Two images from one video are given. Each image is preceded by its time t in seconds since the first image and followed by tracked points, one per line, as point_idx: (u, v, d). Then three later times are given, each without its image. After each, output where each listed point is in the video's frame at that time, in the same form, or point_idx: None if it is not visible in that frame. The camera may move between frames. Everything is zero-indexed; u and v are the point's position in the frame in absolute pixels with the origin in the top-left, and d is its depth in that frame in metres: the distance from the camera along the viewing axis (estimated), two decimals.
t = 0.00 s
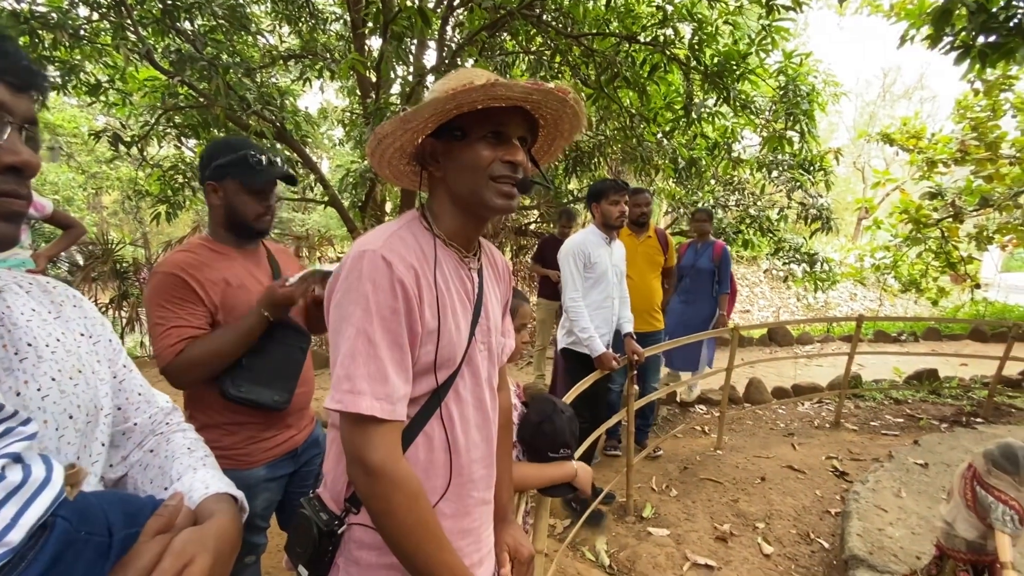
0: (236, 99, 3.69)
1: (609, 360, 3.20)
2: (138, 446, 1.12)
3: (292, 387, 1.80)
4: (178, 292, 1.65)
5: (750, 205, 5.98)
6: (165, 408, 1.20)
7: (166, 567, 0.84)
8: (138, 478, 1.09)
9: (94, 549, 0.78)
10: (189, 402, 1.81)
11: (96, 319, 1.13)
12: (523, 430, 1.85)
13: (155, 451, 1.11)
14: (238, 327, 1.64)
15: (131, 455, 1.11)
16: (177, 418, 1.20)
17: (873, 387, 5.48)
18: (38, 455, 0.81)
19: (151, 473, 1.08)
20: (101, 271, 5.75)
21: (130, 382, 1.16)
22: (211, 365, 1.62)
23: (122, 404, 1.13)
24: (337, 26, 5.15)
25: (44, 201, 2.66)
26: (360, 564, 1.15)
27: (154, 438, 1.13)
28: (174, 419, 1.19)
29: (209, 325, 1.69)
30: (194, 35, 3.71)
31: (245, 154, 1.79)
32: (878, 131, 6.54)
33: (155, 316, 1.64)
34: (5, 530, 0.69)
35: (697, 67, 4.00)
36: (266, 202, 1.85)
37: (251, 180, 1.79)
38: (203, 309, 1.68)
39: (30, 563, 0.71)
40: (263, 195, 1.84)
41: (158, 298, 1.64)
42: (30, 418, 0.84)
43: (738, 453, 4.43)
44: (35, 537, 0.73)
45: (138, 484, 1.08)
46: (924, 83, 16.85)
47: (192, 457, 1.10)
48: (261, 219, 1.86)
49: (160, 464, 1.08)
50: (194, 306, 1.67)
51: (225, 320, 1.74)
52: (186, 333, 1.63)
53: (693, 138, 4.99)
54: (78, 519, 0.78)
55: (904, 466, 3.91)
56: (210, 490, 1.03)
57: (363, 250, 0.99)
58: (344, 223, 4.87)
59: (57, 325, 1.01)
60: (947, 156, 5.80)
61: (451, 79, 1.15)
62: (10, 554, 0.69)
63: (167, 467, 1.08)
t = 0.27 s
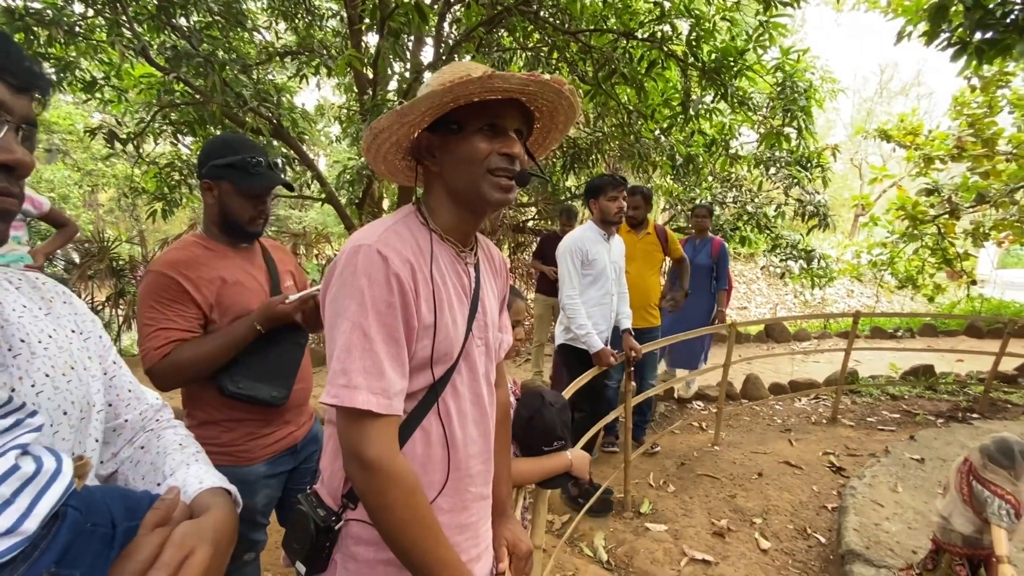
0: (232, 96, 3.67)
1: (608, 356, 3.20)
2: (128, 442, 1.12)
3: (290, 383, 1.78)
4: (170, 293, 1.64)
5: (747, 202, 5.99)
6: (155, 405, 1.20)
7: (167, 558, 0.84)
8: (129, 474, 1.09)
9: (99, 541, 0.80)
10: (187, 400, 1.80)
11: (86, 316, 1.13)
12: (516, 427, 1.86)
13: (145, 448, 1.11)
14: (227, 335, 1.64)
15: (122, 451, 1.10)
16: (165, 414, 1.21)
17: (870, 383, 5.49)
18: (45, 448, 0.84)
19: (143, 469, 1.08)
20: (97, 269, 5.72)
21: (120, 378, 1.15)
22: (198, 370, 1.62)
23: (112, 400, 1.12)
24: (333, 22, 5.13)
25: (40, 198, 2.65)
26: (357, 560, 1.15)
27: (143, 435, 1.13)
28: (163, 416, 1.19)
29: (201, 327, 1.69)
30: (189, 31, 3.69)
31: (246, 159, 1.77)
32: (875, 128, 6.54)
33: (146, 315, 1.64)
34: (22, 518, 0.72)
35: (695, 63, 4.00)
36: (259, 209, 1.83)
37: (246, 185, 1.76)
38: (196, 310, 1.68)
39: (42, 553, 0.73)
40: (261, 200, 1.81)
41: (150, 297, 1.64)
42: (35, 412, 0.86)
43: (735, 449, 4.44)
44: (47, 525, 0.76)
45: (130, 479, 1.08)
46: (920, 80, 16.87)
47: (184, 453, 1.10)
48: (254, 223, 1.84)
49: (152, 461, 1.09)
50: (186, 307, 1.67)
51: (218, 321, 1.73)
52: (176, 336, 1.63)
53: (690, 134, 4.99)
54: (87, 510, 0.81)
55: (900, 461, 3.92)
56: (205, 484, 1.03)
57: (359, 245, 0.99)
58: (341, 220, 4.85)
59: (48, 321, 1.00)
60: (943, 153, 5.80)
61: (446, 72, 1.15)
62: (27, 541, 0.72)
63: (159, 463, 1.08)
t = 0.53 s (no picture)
0: (229, 95, 3.66)
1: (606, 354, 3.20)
2: (117, 442, 1.11)
3: (289, 382, 1.77)
4: (166, 295, 1.64)
5: (746, 200, 5.99)
6: (143, 405, 1.20)
7: (171, 553, 0.87)
8: (119, 474, 1.07)
9: (107, 536, 0.84)
10: (185, 400, 1.79)
11: (72, 317, 1.13)
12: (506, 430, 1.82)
13: (133, 448, 1.10)
14: (226, 334, 1.63)
15: (111, 452, 1.09)
16: (153, 414, 1.20)
17: (868, 381, 5.50)
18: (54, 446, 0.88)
19: (134, 469, 1.07)
20: (94, 269, 5.70)
21: (107, 379, 1.15)
22: (197, 372, 1.62)
23: (101, 400, 1.12)
24: (330, 20, 5.11)
25: (36, 196, 2.65)
26: (355, 561, 1.15)
27: (131, 435, 1.12)
28: (151, 416, 1.18)
29: (199, 328, 1.69)
30: (186, 29, 3.67)
31: (241, 157, 1.76)
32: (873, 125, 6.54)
33: (143, 317, 1.64)
34: (41, 512, 0.76)
35: (693, 61, 3.99)
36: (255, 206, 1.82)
37: (240, 182, 1.76)
38: (193, 310, 1.68)
39: (58, 547, 0.77)
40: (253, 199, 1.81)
41: (146, 299, 1.64)
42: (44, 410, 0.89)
43: (734, 447, 4.45)
44: (61, 521, 0.80)
45: (120, 479, 1.07)
46: (918, 78, 16.89)
47: (177, 452, 1.10)
48: (249, 221, 1.83)
49: (143, 460, 1.08)
50: (183, 308, 1.66)
51: (215, 320, 1.73)
52: (174, 338, 1.62)
53: (689, 133, 4.99)
54: (96, 505, 0.86)
55: (898, 459, 3.93)
56: (201, 482, 1.02)
57: (356, 244, 0.98)
58: (339, 219, 4.84)
59: (35, 322, 1.00)
60: (941, 151, 5.81)
61: (445, 69, 1.14)
62: (44, 536, 0.76)
63: (151, 462, 1.07)
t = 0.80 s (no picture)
0: (230, 94, 3.66)
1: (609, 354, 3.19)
2: (115, 442, 1.10)
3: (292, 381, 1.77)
4: (170, 294, 1.63)
5: (747, 199, 5.98)
6: (140, 404, 1.20)
7: (178, 550, 0.86)
8: (118, 475, 1.07)
9: (118, 533, 0.85)
10: (184, 401, 1.79)
11: (67, 317, 1.12)
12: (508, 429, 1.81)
13: (132, 447, 1.10)
14: (235, 330, 1.64)
15: (110, 452, 1.10)
16: (150, 413, 1.20)
17: (869, 380, 5.50)
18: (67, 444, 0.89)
19: (132, 469, 1.06)
20: (94, 269, 5.69)
21: (104, 379, 1.15)
22: (203, 370, 1.61)
23: (98, 401, 1.12)
24: (330, 19, 5.10)
25: (35, 196, 2.63)
26: (357, 563, 1.15)
27: (129, 435, 1.12)
28: (148, 416, 1.18)
29: (202, 327, 1.69)
30: (186, 29, 3.67)
31: (244, 155, 1.76)
32: (874, 124, 6.53)
33: (147, 316, 1.63)
34: (59, 509, 0.78)
35: (694, 60, 3.99)
36: (253, 203, 1.81)
37: (242, 182, 1.76)
38: (197, 309, 1.68)
39: (76, 544, 0.78)
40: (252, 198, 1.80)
41: (149, 298, 1.63)
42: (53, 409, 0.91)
43: (735, 446, 4.44)
44: (78, 518, 0.81)
45: (119, 479, 1.07)
46: (919, 77, 16.87)
47: (176, 451, 1.09)
48: (249, 220, 1.83)
49: (142, 460, 1.07)
50: (187, 308, 1.66)
51: (218, 319, 1.73)
52: (180, 336, 1.62)
53: (690, 132, 4.98)
54: (110, 503, 0.87)
55: (900, 458, 3.93)
56: (203, 480, 1.02)
57: (357, 245, 0.98)
58: (340, 219, 4.84)
59: (32, 322, 1.00)
60: (942, 150, 5.80)
61: (446, 67, 1.14)
62: (62, 532, 0.77)
63: (150, 461, 1.06)
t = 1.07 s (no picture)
0: (228, 96, 3.66)
1: (605, 357, 3.24)
2: (115, 445, 1.11)
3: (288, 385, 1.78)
4: (165, 298, 1.63)
5: (744, 201, 5.99)
6: (139, 407, 1.20)
7: (178, 554, 0.87)
8: (118, 477, 1.07)
9: (116, 538, 0.85)
10: (181, 405, 1.79)
11: (67, 319, 1.13)
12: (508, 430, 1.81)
13: (133, 450, 1.10)
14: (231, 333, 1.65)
15: (110, 455, 1.10)
16: (150, 416, 1.20)
17: (866, 381, 5.51)
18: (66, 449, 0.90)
19: (132, 471, 1.07)
20: (92, 270, 5.68)
21: (104, 382, 1.15)
22: (200, 374, 1.62)
23: (99, 404, 1.13)
24: (329, 21, 5.10)
25: (33, 200, 2.65)
26: (354, 566, 1.15)
27: (129, 438, 1.12)
28: (149, 418, 1.19)
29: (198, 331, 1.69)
30: (184, 31, 3.67)
31: (251, 164, 1.79)
32: (871, 126, 6.55)
33: (142, 320, 1.63)
34: (58, 515, 0.78)
35: (691, 62, 4.00)
36: (253, 207, 1.83)
37: (248, 188, 1.77)
38: (193, 312, 1.68)
39: (74, 550, 0.79)
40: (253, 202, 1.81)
41: (144, 302, 1.63)
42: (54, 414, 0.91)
43: (733, 447, 4.45)
44: (77, 524, 0.82)
45: (119, 482, 1.07)
46: (915, 79, 16.92)
47: (176, 454, 1.10)
48: (248, 224, 1.84)
49: (142, 462, 1.08)
50: (183, 311, 1.66)
51: (213, 323, 1.73)
52: (176, 340, 1.62)
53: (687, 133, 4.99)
54: (109, 508, 0.88)
55: (897, 459, 3.94)
56: (202, 484, 1.03)
57: (354, 248, 0.98)
58: (338, 220, 4.84)
59: (32, 325, 1.00)
60: (939, 151, 5.81)
61: (445, 72, 1.14)
62: (60, 539, 0.78)
63: (150, 465, 1.07)
